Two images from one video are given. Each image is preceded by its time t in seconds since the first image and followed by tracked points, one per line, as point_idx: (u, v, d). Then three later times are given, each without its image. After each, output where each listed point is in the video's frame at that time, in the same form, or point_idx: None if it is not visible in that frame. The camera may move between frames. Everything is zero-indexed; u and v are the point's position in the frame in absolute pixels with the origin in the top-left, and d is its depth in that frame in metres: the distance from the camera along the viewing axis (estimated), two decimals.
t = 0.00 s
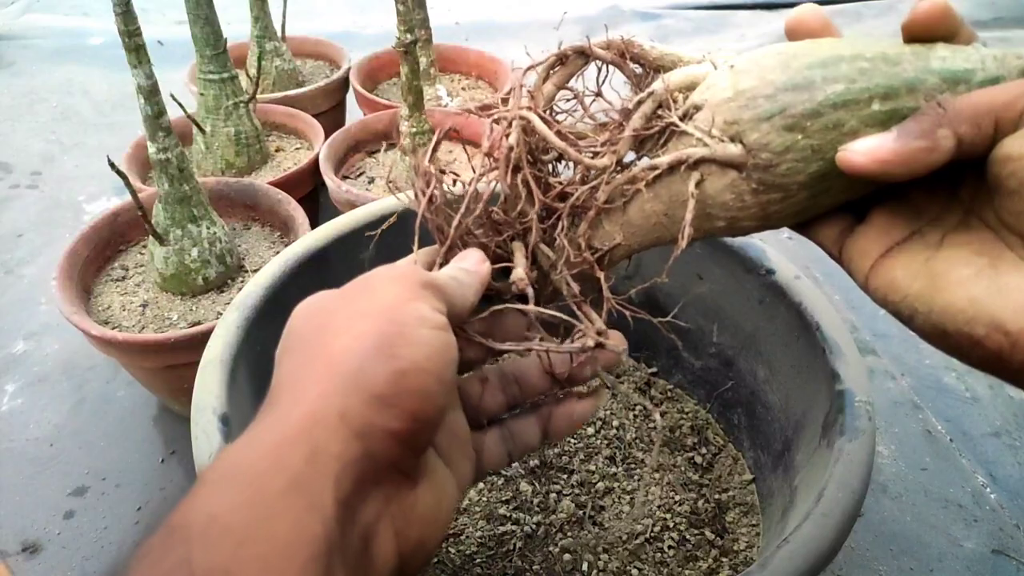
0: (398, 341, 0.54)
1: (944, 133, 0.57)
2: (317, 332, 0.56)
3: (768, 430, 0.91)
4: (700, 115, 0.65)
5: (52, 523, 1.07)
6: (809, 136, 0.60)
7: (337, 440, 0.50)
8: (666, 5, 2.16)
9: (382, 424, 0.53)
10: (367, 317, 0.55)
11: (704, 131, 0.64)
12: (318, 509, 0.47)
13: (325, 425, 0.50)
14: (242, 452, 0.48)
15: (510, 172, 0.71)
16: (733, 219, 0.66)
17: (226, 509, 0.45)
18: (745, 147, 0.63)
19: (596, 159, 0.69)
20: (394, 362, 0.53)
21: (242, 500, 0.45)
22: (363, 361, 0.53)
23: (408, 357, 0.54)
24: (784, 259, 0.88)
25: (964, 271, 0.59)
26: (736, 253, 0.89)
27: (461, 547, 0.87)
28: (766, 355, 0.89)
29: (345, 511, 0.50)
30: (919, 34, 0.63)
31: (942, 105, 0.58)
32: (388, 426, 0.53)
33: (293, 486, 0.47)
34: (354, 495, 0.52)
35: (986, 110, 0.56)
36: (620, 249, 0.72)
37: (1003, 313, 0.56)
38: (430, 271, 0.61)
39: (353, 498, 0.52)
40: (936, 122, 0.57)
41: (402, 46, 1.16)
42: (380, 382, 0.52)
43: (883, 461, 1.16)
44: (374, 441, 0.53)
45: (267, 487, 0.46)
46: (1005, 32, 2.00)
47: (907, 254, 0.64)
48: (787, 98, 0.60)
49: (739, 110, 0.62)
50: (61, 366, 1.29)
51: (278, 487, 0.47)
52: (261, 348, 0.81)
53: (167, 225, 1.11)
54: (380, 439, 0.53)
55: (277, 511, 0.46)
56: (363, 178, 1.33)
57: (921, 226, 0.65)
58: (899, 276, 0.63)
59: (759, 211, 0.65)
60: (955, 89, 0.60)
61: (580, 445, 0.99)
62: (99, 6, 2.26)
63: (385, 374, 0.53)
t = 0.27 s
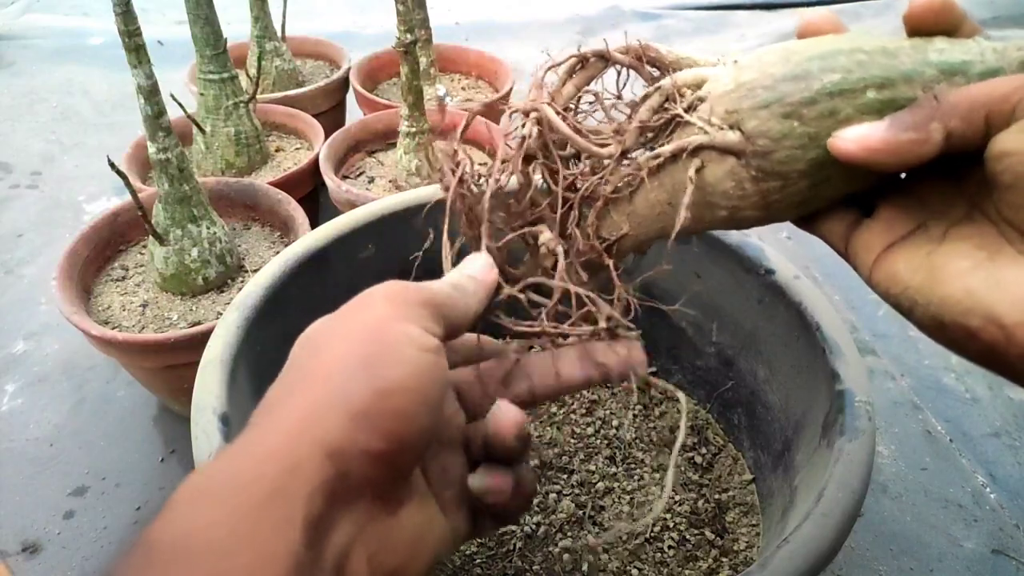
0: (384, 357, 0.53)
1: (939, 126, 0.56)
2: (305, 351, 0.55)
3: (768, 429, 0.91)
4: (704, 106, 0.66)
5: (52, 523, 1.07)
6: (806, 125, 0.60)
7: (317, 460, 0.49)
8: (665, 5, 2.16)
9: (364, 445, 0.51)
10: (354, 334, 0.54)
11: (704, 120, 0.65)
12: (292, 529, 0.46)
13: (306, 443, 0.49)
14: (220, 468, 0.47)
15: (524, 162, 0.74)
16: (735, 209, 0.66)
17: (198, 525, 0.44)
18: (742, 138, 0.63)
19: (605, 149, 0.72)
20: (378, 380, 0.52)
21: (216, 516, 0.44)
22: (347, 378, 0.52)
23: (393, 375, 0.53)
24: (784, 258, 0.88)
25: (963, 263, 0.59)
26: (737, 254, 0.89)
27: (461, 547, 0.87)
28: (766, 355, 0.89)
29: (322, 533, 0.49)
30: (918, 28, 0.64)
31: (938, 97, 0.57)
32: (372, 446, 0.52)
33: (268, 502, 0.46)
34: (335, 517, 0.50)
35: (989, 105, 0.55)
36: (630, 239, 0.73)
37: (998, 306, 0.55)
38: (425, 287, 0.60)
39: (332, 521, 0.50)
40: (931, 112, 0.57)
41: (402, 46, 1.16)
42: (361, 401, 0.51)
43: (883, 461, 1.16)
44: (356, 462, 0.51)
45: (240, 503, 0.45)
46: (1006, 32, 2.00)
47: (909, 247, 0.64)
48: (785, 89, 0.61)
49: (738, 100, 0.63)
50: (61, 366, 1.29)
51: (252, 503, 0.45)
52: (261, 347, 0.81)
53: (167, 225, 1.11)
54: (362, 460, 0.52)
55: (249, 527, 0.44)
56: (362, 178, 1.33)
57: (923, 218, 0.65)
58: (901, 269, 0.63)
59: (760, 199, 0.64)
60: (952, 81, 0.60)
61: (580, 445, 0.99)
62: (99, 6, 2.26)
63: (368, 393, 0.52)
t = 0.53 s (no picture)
0: (385, 376, 0.53)
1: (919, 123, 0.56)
2: (305, 367, 0.55)
3: (768, 429, 0.91)
4: (697, 97, 0.67)
5: (52, 523, 1.07)
6: (787, 109, 0.60)
7: (320, 485, 0.50)
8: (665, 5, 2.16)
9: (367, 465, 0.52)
10: (356, 349, 0.54)
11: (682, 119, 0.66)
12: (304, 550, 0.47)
13: (309, 466, 0.50)
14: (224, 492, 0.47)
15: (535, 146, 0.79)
16: (723, 194, 0.65)
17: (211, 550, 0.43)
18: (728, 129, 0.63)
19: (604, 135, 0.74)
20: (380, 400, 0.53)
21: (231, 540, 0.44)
22: (348, 397, 0.52)
23: (393, 393, 0.53)
24: (783, 258, 0.88)
25: (958, 256, 0.59)
26: (736, 253, 0.89)
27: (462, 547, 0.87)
28: (766, 355, 0.89)
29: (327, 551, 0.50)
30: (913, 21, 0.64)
31: (923, 92, 0.57)
32: (374, 466, 0.52)
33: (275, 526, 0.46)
34: (337, 538, 0.51)
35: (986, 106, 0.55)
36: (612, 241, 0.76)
37: (980, 304, 0.56)
38: (429, 291, 0.59)
39: (335, 541, 0.51)
40: (914, 107, 0.56)
41: (402, 46, 1.16)
42: (363, 421, 0.52)
43: (883, 461, 1.16)
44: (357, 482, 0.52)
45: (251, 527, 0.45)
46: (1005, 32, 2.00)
47: (906, 245, 0.64)
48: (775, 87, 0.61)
49: (729, 96, 0.63)
50: (61, 366, 1.29)
51: (261, 527, 0.46)
52: (261, 347, 0.81)
53: (167, 225, 1.11)
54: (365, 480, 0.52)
55: (261, 553, 0.45)
56: (362, 178, 1.33)
57: (916, 211, 0.65)
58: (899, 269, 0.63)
59: (742, 184, 0.64)
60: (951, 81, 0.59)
61: (580, 445, 0.99)
62: (99, 6, 2.26)
63: (369, 413, 0.52)
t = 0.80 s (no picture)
0: (440, 390, 0.50)
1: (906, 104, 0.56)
2: (362, 375, 0.52)
3: (768, 429, 0.91)
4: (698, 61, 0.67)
5: (52, 523, 1.07)
6: (784, 70, 0.61)
7: (371, 504, 0.47)
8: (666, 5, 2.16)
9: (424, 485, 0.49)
10: (413, 359, 0.51)
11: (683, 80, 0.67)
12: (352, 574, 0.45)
13: (360, 484, 0.47)
14: (277, 511, 0.47)
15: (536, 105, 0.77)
16: (714, 156, 0.66)
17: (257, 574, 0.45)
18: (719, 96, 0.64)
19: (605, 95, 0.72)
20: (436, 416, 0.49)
21: (275, 563, 0.45)
22: (406, 414, 0.49)
23: (450, 410, 0.49)
24: (782, 258, 0.87)
25: (952, 245, 0.59)
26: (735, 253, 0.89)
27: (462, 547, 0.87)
28: (766, 355, 0.89)
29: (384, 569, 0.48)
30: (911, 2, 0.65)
31: (917, 74, 0.56)
32: (429, 485, 0.49)
33: (324, 547, 0.45)
34: (392, 555, 0.49)
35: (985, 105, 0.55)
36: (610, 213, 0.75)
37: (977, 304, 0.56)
38: (494, 297, 0.55)
39: (390, 559, 0.49)
40: (905, 88, 0.56)
41: (402, 46, 1.16)
42: (416, 438, 0.48)
43: (883, 461, 1.16)
44: (413, 499, 0.49)
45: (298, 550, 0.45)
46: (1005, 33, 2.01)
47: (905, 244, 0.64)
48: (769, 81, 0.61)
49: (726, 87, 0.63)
50: (61, 366, 1.29)
51: (306, 548, 0.45)
52: (261, 347, 0.81)
53: (167, 225, 1.11)
54: (423, 498, 0.49)
55: None
56: (362, 178, 1.33)
57: (912, 190, 0.65)
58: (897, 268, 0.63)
59: (736, 148, 0.65)
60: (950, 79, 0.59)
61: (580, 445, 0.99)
62: (99, 6, 2.26)
63: (425, 430, 0.48)
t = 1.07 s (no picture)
0: (338, 360, 0.55)
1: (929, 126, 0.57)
2: (257, 342, 0.56)
3: (767, 429, 0.91)
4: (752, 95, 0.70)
5: (52, 523, 1.07)
6: (825, 95, 0.63)
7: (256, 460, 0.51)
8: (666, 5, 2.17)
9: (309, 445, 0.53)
10: (315, 329, 0.56)
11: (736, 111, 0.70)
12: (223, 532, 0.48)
13: (243, 444, 0.51)
14: (157, 462, 0.48)
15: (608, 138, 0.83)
16: (763, 177, 0.68)
17: (109, 532, 0.44)
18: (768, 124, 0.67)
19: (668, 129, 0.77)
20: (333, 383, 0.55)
21: (144, 516, 0.45)
22: (301, 381, 0.54)
23: (349, 379, 0.55)
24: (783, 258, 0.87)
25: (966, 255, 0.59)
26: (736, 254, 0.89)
27: (461, 547, 0.87)
28: (766, 355, 0.89)
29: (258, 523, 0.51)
30: (944, 37, 0.69)
31: (942, 97, 0.56)
32: (314, 444, 0.54)
33: (197, 503, 0.47)
34: (263, 518, 0.52)
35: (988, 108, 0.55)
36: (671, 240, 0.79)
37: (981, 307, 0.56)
38: (410, 283, 0.62)
39: (262, 518, 0.52)
40: (930, 110, 0.56)
41: (402, 47, 1.16)
42: (311, 401, 0.53)
43: (883, 461, 1.16)
44: (294, 462, 0.53)
45: (166, 506, 0.46)
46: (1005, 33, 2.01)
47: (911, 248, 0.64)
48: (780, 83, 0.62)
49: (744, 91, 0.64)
50: (61, 366, 1.29)
51: (177, 506, 0.46)
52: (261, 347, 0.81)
53: (167, 225, 1.11)
54: (306, 462, 0.54)
55: (174, 532, 0.46)
56: (362, 178, 1.33)
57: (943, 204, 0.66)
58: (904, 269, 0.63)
59: (783, 168, 0.66)
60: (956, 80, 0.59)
61: (580, 445, 0.99)
62: (99, 6, 2.26)
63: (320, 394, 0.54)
